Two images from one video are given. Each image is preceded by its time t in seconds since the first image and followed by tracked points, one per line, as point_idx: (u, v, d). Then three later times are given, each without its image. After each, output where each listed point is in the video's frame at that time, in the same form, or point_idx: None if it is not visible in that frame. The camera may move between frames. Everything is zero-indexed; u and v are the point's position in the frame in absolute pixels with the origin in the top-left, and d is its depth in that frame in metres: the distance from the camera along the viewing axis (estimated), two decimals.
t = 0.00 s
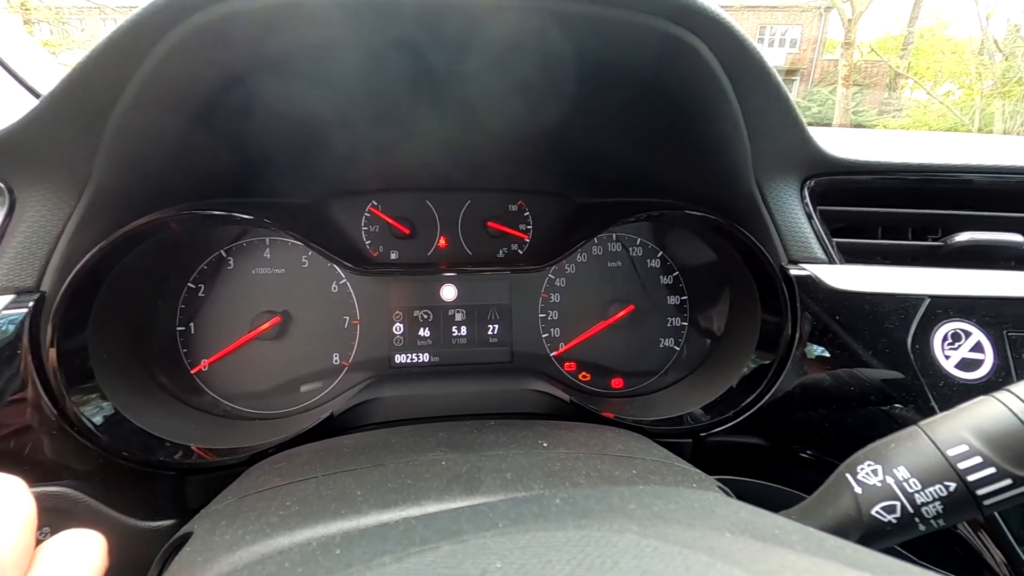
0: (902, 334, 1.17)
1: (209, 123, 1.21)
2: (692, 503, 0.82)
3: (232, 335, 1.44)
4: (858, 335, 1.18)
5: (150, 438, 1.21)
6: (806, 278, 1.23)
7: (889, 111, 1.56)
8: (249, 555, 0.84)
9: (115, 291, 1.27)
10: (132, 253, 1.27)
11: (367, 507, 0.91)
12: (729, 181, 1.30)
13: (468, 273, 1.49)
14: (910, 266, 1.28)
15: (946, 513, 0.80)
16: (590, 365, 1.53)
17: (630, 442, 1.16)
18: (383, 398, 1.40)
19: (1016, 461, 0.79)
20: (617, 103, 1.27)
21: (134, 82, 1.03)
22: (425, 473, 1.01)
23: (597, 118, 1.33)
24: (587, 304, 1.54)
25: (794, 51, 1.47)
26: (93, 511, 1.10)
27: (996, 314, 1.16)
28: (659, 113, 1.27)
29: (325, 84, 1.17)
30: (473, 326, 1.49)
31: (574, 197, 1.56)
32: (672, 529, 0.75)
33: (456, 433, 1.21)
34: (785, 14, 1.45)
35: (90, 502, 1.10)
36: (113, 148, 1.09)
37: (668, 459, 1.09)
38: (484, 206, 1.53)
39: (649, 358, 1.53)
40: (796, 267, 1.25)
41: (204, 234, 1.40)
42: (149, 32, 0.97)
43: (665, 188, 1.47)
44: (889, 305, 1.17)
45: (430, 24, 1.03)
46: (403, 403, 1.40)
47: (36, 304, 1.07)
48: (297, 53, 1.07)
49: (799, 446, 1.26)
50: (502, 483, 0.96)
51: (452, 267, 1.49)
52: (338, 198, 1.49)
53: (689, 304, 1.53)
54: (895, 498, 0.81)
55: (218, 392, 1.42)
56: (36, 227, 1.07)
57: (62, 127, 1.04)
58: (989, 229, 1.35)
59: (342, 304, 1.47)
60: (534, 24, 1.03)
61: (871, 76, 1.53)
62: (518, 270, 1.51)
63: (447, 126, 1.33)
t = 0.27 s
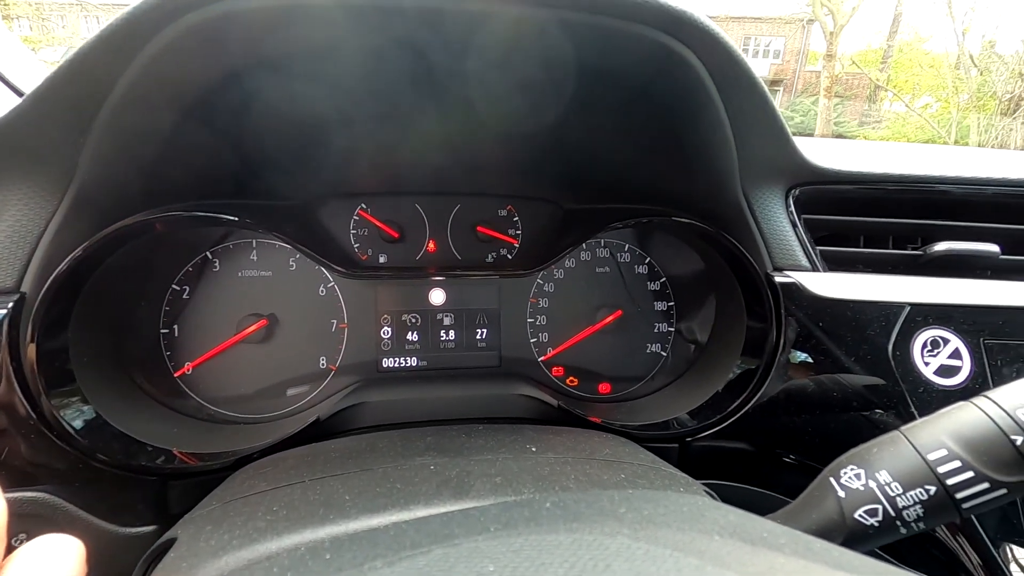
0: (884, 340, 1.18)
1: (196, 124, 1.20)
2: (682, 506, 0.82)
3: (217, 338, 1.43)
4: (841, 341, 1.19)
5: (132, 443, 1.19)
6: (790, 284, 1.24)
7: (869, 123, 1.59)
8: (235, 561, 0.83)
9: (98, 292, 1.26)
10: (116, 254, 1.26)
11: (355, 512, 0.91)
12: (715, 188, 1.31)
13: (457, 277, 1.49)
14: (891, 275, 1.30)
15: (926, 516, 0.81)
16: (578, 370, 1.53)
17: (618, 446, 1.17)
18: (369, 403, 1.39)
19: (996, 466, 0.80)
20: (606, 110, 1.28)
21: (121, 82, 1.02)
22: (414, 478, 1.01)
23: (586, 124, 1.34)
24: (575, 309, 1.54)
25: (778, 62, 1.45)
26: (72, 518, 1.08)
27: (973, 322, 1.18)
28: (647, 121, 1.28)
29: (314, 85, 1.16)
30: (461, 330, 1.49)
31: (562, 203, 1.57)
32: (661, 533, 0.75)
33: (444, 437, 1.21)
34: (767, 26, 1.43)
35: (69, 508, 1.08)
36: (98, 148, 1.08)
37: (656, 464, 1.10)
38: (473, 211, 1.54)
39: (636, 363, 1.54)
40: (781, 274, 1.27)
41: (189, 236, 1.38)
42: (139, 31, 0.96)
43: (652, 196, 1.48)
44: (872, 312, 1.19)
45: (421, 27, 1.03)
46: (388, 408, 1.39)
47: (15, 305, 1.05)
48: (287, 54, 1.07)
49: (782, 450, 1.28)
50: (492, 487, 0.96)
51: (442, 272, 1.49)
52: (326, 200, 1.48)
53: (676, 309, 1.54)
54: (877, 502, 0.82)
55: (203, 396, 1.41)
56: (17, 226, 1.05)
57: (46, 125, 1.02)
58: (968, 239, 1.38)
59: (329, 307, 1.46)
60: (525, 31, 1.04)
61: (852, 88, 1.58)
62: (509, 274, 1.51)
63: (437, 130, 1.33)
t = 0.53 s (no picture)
0: (877, 343, 1.19)
1: (190, 125, 1.20)
2: (676, 508, 0.83)
3: (211, 340, 1.42)
4: (834, 344, 1.20)
5: (124, 444, 1.19)
6: (784, 288, 1.25)
7: (861, 127, 1.59)
8: (228, 563, 0.83)
9: (90, 293, 1.25)
10: (109, 255, 1.25)
11: (350, 514, 0.90)
12: (709, 191, 1.32)
13: (452, 278, 1.49)
14: (884, 278, 1.31)
15: (919, 517, 0.82)
16: (573, 372, 1.54)
17: (613, 448, 1.17)
18: (364, 404, 1.39)
19: (987, 467, 0.81)
20: (601, 112, 1.29)
21: (115, 82, 1.01)
22: (409, 479, 1.01)
23: (581, 127, 1.34)
24: (570, 311, 1.55)
25: (772, 67, 1.43)
26: (63, 521, 1.07)
27: (964, 325, 1.19)
28: (643, 123, 1.29)
29: (309, 86, 1.16)
30: (456, 332, 1.49)
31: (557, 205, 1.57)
32: (655, 534, 0.75)
33: (440, 439, 1.21)
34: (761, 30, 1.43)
35: (61, 510, 1.08)
36: (92, 148, 1.08)
37: (650, 465, 1.10)
38: (469, 213, 1.54)
39: (630, 365, 1.54)
40: (774, 277, 1.28)
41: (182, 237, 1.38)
42: (134, 31, 0.96)
43: (647, 199, 1.49)
44: (865, 315, 1.19)
45: (416, 29, 1.03)
46: (384, 410, 1.40)
47: (6, 306, 1.05)
48: (282, 55, 1.07)
49: (776, 452, 1.30)
50: (487, 489, 0.96)
51: (436, 273, 1.48)
52: (321, 202, 1.48)
53: (670, 311, 1.55)
54: (870, 503, 0.83)
55: (196, 397, 1.40)
56: (9, 226, 1.05)
57: (39, 125, 1.02)
58: (959, 243, 1.39)
59: (324, 309, 1.46)
60: (520, 33, 1.04)
61: (846, 93, 1.59)
62: (505, 276, 1.51)
63: (432, 132, 1.34)
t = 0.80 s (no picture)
0: (874, 343, 1.19)
1: (188, 125, 1.19)
2: (674, 508, 0.83)
3: (208, 339, 1.42)
4: (831, 345, 1.20)
5: (121, 444, 1.18)
6: (782, 289, 1.25)
7: (859, 128, 1.62)
8: (226, 563, 0.83)
9: (87, 292, 1.25)
10: (107, 255, 1.25)
11: (348, 514, 0.90)
12: (707, 192, 1.32)
13: (451, 278, 1.49)
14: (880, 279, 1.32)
15: (915, 517, 0.82)
16: (571, 373, 1.54)
17: (611, 448, 1.17)
18: (361, 404, 1.39)
19: (983, 468, 0.81)
20: (599, 113, 1.29)
21: (113, 81, 1.01)
22: (407, 480, 1.01)
23: (579, 127, 1.34)
24: (568, 312, 1.55)
25: (769, 68, 1.45)
26: (60, 521, 1.07)
27: (960, 326, 1.19)
28: (641, 124, 1.29)
29: (307, 86, 1.16)
30: (454, 332, 1.49)
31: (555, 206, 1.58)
32: (654, 534, 0.75)
33: (438, 439, 1.21)
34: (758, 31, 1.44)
35: (56, 510, 1.07)
36: (89, 147, 1.07)
37: (648, 465, 1.10)
38: (467, 213, 1.54)
39: (628, 366, 1.54)
40: (772, 278, 1.28)
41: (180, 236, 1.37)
42: (132, 30, 0.96)
43: (645, 200, 1.49)
44: (862, 316, 1.19)
45: (415, 29, 1.03)
46: (381, 410, 1.39)
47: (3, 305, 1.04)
48: (280, 55, 1.07)
49: (773, 453, 1.29)
50: (486, 489, 0.96)
51: (435, 273, 1.48)
52: (320, 202, 1.48)
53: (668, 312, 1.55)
54: (867, 504, 0.83)
55: (194, 397, 1.40)
56: (6, 224, 1.05)
57: (37, 124, 1.01)
58: (956, 244, 1.39)
59: (322, 308, 1.46)
60: (519, 33, 1.04)
61: (842, 95, 1.58)
62: (502, 276, 1.51)
63: (430, 132, 1.34)
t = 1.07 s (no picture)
0: (875, 342, 1.19)
1: (187, 120, 1.19)
2: (677, 506, 0.82)
3: (207, 336, 1.41)
4: (832, 343, 1.20)
5: (120, 441, 1.18)
6: (783, 286, 1.25)
7: (857, 127, 1.61)
8: (225, 561, 0.82)
9: (86, 289, 1.24)
10: (105, 251, 1.24)
11: (349, 512, 0.90)
12: (708, 190, 1.32)
13: (451, 276, 1.49)
14: (881, 277, 1.31)
15: (917, 515, 0.82)
16: (571, 371, 1.53)
17: (612, 446, 1.17)
18: (360, 402, 1.38)
19: (985, 466, 0.81)
20: (600, 109, 1.28)
21: (113, 75, 1.00)
22: (408, 478, 1.00)
23: (580, 124, 1.34)
24: (568, 310, 1.54)
25: (769, 66, 1.45)
26: (58, 519, 1.06)
27: (961, 324, 1.19)
28: (642, 121, 1.28)
29: (306, 82, 1.15)
30: (454, 329, 1.49)
31: (556, 203, 1.57)
32: (657, 533, 0.75)
33: (438, 437, 1.20)
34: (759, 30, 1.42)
35: (54, 507, 1.06)
36: (88, 142, 1.07)
37: (650, 464, 1.10)
38: (468, 211, 1.54)
39: (629, 364, 1.54)
40: (773, 276, 1.27)
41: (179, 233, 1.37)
42: (131, 25, 0.95)
43: (646, 197, 1.49)
44: (863, 314, 1.19)
45: (416, 25, 1.03)
46: (380, 407, 1.38)
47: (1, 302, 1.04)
48: (281, 50, 1.06)
49: (772, 450, 1.29)
50: (487, 487, 0.95)
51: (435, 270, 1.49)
52: (319, 198, 1.48)
53: (669, 310, 1.54)
54: (869, 502, 0.82)
55: (192, 394, 1.39)
56: (4, 219, 1.04)
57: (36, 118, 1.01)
58: (957, 242, 1.39)
59: (322, 306, 1.46)
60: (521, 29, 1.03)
61: (841, 93, 1.58)
62: (503, 273, 1.51)
63: (431, 129, 1.33)
